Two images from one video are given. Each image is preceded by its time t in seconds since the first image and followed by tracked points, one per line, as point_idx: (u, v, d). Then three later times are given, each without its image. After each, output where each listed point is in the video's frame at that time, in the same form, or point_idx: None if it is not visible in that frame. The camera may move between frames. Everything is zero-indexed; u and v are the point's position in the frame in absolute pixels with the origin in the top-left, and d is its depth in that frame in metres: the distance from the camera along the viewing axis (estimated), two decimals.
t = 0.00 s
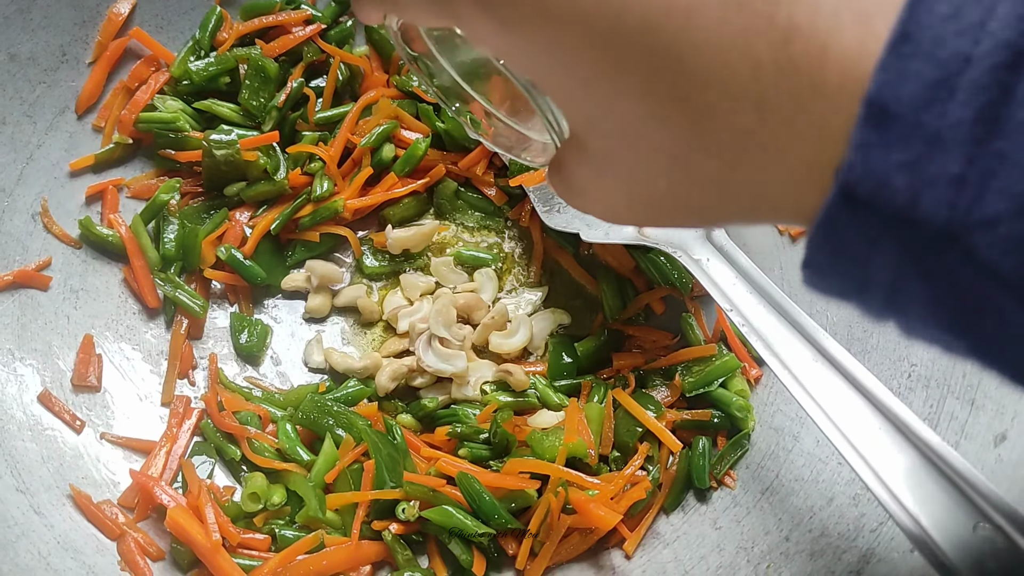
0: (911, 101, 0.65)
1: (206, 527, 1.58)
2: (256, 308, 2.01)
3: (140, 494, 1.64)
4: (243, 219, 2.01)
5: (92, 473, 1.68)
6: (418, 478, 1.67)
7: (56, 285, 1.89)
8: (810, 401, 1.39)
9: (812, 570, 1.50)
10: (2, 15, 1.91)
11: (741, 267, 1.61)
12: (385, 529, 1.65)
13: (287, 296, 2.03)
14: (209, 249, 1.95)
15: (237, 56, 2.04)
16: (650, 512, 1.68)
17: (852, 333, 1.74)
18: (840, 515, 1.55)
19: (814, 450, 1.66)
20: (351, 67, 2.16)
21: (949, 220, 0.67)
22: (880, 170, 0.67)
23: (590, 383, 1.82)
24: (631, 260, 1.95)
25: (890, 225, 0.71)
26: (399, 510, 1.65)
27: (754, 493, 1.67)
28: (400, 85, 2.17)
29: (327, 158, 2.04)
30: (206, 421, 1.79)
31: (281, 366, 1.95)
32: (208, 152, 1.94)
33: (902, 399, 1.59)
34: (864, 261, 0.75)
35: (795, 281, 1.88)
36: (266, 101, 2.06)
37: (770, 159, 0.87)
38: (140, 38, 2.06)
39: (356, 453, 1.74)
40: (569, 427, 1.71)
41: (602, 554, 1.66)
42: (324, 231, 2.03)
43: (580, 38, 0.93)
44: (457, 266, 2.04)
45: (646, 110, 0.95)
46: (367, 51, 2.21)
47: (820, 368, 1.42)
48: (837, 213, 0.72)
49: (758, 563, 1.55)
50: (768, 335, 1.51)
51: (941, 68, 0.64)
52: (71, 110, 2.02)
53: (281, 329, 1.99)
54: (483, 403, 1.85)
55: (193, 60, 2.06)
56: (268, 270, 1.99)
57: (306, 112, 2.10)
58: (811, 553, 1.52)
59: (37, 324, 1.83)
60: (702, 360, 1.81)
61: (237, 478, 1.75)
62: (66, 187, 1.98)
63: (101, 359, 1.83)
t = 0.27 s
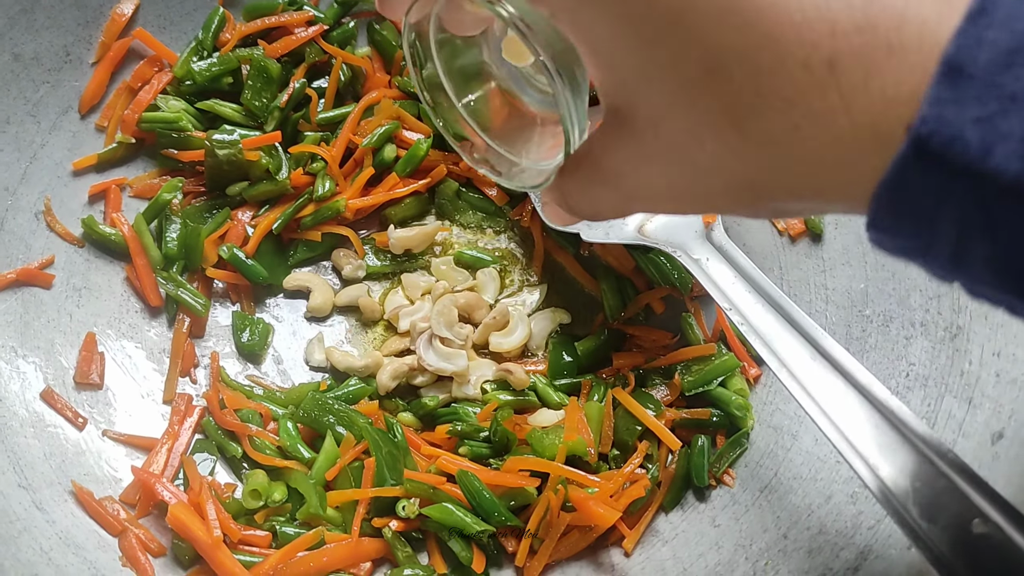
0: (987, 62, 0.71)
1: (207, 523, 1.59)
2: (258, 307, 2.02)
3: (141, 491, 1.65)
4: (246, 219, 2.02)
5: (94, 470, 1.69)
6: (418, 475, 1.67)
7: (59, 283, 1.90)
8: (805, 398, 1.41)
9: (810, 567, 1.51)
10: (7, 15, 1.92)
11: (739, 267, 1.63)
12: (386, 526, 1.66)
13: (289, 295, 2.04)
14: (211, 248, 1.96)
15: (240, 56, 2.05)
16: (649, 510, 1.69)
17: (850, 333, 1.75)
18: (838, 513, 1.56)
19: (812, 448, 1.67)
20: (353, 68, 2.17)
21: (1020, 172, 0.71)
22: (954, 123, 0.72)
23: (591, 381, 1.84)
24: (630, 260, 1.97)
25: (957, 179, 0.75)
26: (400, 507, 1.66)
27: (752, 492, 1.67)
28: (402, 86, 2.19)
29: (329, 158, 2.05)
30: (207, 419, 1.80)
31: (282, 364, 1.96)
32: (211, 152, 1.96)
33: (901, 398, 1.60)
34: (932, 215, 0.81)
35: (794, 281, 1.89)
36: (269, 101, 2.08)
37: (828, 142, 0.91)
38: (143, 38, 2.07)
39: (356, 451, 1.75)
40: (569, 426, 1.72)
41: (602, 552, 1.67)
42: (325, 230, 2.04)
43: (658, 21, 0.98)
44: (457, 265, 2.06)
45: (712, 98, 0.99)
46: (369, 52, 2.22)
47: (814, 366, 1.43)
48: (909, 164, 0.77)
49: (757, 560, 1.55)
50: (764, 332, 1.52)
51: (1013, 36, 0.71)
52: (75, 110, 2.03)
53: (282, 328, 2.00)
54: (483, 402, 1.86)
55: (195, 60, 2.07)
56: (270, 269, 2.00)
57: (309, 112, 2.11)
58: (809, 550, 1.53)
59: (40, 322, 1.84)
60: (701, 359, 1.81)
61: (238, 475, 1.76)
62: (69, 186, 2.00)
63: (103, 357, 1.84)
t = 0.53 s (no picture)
0: None
1: (209, 528, 1.59)
2: (261, 312, 2.02)
3: (144, 496, 1.65)
4: (250, 223, 2.02)
5: (98, 475, 1.69)
6: (420, 481, 1.67)
7: (64, 287, 1.90)
8: (809, 407, 1.40)
9: None
10: (14, 19, 1.92)
11: (744, 276, 1.62)
12: (388, 532, 1.66)
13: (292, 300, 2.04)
14: (216, 253, 1.98)
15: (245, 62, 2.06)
16: (653, 517, 1.68)
17: (855, 342, 1.75)
18: (842, 523, 1.56)
19: (816, 457, 1.67)
20: (358, 74, 2.17)
21: None
22: None
23: (594, 388, 1.84)
24: (634, 267, 1.97)
25: None
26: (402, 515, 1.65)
27: (755, 500, 1.67)
28: (406, 91, 2.19)
29: (334, 164, 2.05)
30: (210, 424, 1.80)
31: (286, 369, 1.96)
32: (216, 157, 1.96)
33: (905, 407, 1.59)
34: None
35: (797, 289, 1.88)
36: (274, 107, 2.08)
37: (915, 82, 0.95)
38: (150, 44, 2.07)
39: (359, 457, 1.74)
40: (572, 433, 1.72)
41: (604, 559, 1.67)
42: (330, 236, 2.05)
43: None
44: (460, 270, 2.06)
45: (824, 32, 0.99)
46: (374, 58, 2.23)
47: (818, 376, 1.43)
48: None
49: (760, 569, 1.55)
50: (768, 340, 1.52)
51: None
52: (81, 115, 2.03)
53: (286, 333, 2.01)
54: (486, 408, 1.87)
55: (201, 66, 2.08)
56: (274, 275, 2.00)
57: (313, 118, 2.11)
58: (813, 559, 1.52)
59: (44, 326, 1.84)
60: (704, 367, 1.82)
61: (241, 481, 1.76)
62: (74, 190, 2.00)
63: (107, 361, 1.84)
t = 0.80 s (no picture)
0: None
1: (220, 535, 1.59)
2: (271, 318, 2.03)
3: (155, 503, 1.65)
4: (261, 230, 2.03)
5: (108, 481, 1.69)
6: (430, 489, 1.67)
7: (76, 293, 1.91)
8: (822, 420, 1.41)
9: None
10: (27, 26, 1.92)
11: (755, 287, 1.63)
12: (398, 541, 1.65)
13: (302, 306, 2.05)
14: (227, 259, 1.97)
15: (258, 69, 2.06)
16: (663, 527, 1.68)
17: (867, 354, 1.75)
18: (852, 535, 1.55)
19: (826, 469, 1.67)
20: (369, 81, 2.18)
21: None
22: None
23: (603, 398, 1.84)
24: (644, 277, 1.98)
25: None
26: (412, 523, 1.65)
27: (766, 512, 1.67)
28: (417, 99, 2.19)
29: (345, 171, 2.06)
30: (220, 431, 1.80)
31: (296, 376, 1.97)
32: (228, 163, 1.97)
33: (917, 419, 1.59)
34: None
35: (808, 299, 1.89)
36: (286, 114, 2.09)
37: None
38: (163, 50, 2.07)
39: (369, 465, 1.74)
40: (582, 442, 1.72)
41: (614, 570, 1.66)
42: (340, 242, 2.05)
43: None
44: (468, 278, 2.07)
45: None
46: (385, 66, 2.23)
47: (832, 390, 1.44)
48: None
49: None
50: (780, 352, 1.52)
51: None
52: (93, 121, 2.03)
53: (296, 340, 2.01)
54: (496, 417, 1.87)
55: (213, 72, 2.08)
56: (284, 282, 2.01)
57: (325, 125, 2.13)
58: (824, 570, 1.51)
59: (56, 332, 1.84)
60: (714, 377, 1.82)
61: (251, 488, 1.77)
62: (86, 196, 2.00)
63: (118, 367, 1.85)
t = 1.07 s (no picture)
0: None
1: (231, 545, 1.56)
2: (281, 324, 2.01)
3: (165, 511, 1.63)
4: (271, 234, 2.00)
5: (118, 489, 1.67)
6: (444, 500, 1.64)
7: (85, 297, 1.89)
8: (847, 435, 1.38)
9: None
10: (37, 26, 1.88)
11: (774, 294, 1.58)
12: (411, 552, 1.63)
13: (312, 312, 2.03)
14: (237, 263, 1.95)
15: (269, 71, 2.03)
16: (680, 538, 1.66)
17: (887, 364, 1.77)
18: (875, 550, 1.53)
19: (847, 482, 1.65)
20: (381, 84, 2.16)
21: None
22: None
23: (617, 407, 1.82)
24: (658, 285, 1.95)
25: None
26: (425, 533, 1.63)
27: (784, 524, 1.65)
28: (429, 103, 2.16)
29: (356, 175, 2.03)
30: (231, 438, 1.78)
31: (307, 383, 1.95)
32: (239, 167, 1.94)
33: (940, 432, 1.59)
34: None
35: (826, 309, 1.91)
36: (297, 117, 2.07)
37: None
38: (174, 52, 2.03)
39: (380, 475, 1.72)
40: (597, 453, 1.70)
41: None
42: (351, 247, 2.03)
43: None
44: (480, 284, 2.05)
45: None
46: (397, 68, 2.21)
47: (857, 403, 1.40)
48: None
49: None
50: (801, 363, 1.48)
51: None
52: (103, 122, 2.00)
53: (307, 346, 2.00)
54: (509, 425, 1.85)
55: (224, 75, 2.05)
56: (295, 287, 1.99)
57: (336, 128, 2.10)
58: None
59: (65, 337, 1.82)
60: (732, 388, 1.79)
61: (262, 496, 1.75)
62: (96, 199, 1.98)
63: (127, 373, 1.84)
